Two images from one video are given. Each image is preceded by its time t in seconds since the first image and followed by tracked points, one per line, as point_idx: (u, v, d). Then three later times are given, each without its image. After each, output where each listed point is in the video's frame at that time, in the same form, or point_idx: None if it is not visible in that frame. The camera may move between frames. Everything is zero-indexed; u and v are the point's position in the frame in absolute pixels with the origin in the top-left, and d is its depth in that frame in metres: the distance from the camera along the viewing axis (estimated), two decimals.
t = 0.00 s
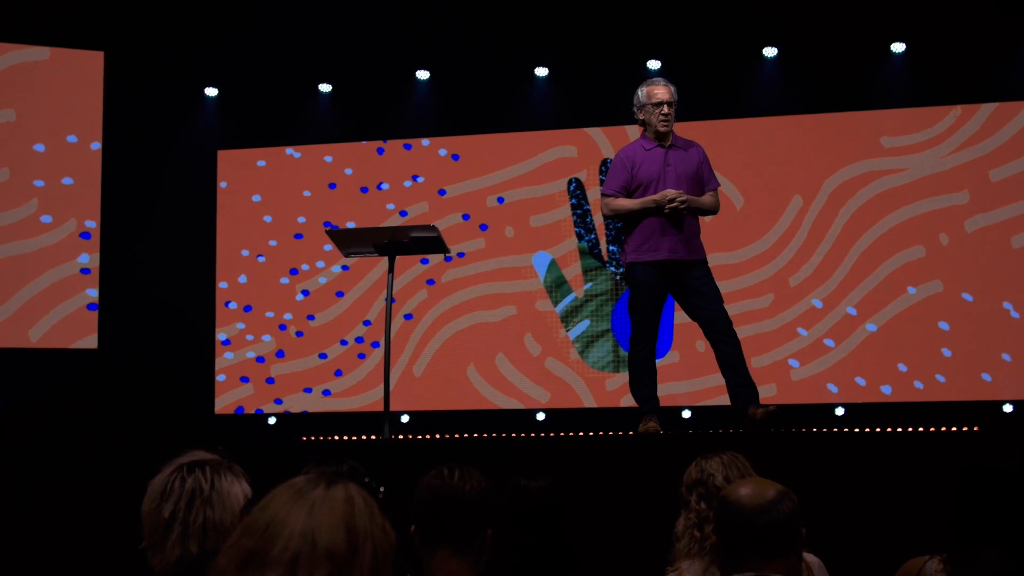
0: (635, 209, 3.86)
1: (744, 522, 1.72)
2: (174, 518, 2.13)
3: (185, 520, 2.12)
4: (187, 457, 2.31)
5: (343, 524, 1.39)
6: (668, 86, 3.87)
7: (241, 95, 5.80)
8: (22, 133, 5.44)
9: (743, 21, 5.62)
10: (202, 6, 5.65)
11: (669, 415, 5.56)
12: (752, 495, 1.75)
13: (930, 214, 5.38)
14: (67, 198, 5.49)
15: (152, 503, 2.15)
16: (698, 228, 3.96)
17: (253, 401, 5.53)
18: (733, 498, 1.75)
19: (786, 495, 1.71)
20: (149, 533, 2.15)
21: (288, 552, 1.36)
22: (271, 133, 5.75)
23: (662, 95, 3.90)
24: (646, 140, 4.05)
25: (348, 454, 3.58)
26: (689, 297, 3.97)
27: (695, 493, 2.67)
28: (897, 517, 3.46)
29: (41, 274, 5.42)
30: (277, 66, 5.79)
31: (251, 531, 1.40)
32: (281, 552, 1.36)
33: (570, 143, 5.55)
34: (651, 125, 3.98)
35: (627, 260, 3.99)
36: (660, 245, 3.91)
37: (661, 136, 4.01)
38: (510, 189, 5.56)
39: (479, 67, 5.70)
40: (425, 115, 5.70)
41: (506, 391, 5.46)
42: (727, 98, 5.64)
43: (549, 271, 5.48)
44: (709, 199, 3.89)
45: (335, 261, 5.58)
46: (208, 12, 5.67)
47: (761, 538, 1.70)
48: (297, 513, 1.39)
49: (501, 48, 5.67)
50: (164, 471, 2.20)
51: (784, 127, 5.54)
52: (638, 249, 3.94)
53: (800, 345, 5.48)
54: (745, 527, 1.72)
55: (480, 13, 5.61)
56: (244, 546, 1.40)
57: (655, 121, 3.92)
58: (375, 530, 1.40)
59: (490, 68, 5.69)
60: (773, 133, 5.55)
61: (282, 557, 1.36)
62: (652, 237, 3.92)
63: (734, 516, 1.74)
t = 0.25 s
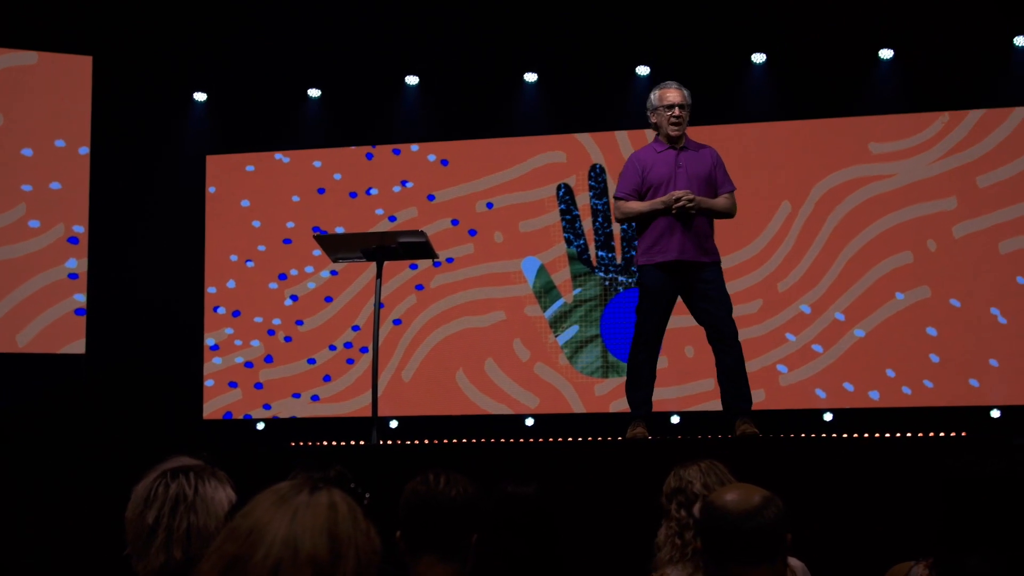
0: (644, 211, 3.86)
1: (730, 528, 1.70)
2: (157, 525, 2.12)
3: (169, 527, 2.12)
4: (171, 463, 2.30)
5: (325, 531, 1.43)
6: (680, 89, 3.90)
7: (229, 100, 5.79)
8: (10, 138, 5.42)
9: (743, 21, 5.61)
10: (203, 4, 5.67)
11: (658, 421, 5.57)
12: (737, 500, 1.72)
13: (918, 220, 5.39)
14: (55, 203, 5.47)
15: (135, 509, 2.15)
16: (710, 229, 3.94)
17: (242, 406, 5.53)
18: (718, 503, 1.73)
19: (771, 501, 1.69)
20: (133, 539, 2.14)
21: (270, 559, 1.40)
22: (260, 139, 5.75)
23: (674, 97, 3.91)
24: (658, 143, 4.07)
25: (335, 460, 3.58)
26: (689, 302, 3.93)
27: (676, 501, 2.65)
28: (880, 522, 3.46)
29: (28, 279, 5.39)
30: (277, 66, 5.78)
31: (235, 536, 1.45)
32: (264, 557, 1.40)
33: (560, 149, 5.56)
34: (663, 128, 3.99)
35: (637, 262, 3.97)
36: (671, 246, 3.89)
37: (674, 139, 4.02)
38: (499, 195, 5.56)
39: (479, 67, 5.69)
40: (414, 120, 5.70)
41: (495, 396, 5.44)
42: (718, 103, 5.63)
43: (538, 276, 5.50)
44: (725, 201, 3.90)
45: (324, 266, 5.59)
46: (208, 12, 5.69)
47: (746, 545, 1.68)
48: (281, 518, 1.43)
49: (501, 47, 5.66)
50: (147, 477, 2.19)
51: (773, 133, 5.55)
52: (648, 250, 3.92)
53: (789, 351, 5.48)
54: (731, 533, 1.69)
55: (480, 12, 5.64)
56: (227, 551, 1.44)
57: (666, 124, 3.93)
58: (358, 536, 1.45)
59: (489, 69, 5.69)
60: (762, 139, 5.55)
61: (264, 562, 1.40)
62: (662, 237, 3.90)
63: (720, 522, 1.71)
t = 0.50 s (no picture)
0: (656, 209, 3.85)
1: (715, 535, 1.69)
2: (143, 532, 2.11)
3: (154, 535, 2.11)
4: (159, 468, 2.28)
5: (308, 537, 1.44)
6: (694, 90, 3.86)
7: (218, 106, 5.80)
8: None
9: (744, 21, 5.60)
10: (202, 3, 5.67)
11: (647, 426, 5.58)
12: (723, 506, 1.72)
13: (906, 226, 5.41)
14: (43, 208, 5.43)
15: (122, 515, 2.13)
16: (725, 230, 3.91)
17: (231, 412, 5.54)
18: (704, 509, 1.72)
19: (757, 506, 1.69)
20: (119, 545, 2.13)
21: (253, 565, 1.40)
22: (249, 144, 5.76)
23: (687, 99, 3.88)
24: (672, 143, 4.06)
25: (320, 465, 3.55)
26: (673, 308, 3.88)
27: (659, 506, 2.63)
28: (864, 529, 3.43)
29: (16, 284, 5.34)
30: (278, 65, 5.77)
31: (218, 542, 1.44)
32: (246, 564, 1.40)
33: (549, 154, 5.57)
34: (676, 129, 3.97)
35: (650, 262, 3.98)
36: (681, 246, 3.88)
37: (688, 139, 4.01)
38: (488, 200, 5.56)
39: (479, 67, 5.70)
40: (403, 125, 5.70)
41: (485, 402, 5.44)
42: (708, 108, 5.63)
43: (527, 282, 5.50)
44: (741, 202, 3.88)
45: (313, 271, 5.59)
46: (208, 12, 5.68)
47: (731, 551, 1.68)
48: (264, 524, 1.43)
49: (502, 47, 5.65)
50: (135, 482, 2.17)
51: (762, 139, 5.56)
52: (660, 250, 3.92)
53: (778, 356, 5.49)
54: (716, 540, 1.69)
55: (480, 12, 5.62)
56: (210, 557, 1.44)
57: (677, 125, 3.92)
58: (341, 543, 1.46)
59: (489, 69, 5.69)
60: (750, 145, 5.56)
61: (247, 569, 1.40)
62: (673, 237, 3.89)
63: (705, 528, 1.71)
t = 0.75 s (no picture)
0: (650, 212, 3.83)
1: (699, 540, 1.69)
2: (135, 539, 2.07)
3: (146, 543, 2.07)
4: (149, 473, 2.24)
5: (289, 542, 1.48)
6: (695, 94, 3.82)
7: (207, 110, 5.79)
8: None
9: (743, 21, 5.58)
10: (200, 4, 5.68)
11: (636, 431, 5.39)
12: (707, 511, 1.71)
13: (895, 231, 5.42)
14: (32, 212, 5.42)
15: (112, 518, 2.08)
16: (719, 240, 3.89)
17: (220, 416, 5.52)
18: (688, 513, 1.72)
19: (742, 511, 1.69)
20: (106, 549, 2.08)
21: (234, 569, 1.44)
22: (238, 148, 5.77)
23: (687, 101, 3.84)
24: (671, 146, 4.01)
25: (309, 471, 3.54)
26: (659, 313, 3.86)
27: (647, 512, 2.61)
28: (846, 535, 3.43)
29: (4, 288, 5.34)
30: (279, 65, 5.76)
31: (199, 548, 1.48)
32: (228, 568, 1.44)
33: (538, 159, 5.58)
34: (673, 131, 3.93)
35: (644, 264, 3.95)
36: (674, 251, 3.87)
37: (686, 142, 3.96)
38: (478, 205, 5.57)
39: (479, 67, 5.69)
40: (393, 130, 5.71)
41: (474, 407, 5.43)
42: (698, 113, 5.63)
43: (516, 286, 5.50)
44: (739, 209, 3.83)
45: (302, 276, 5.60)
46: (208, 12, 5.69)
47: (715, 556, 1.67)
48: (245, 530, 1.47)
49: (502, 47, 5.63)
50: (126, 486, 2.13)
51: (752, 144, 5.56)
52: (654, 254, 3.90)
53: (767, 361, 5.49)
54: (700, 545, 1.68)
55: (480, 12, 5.62)
56: (192, 561, 1.48)
57: (675, 127, 3.88)
58: (322, 548, 1.50)
59: (490, 69, 5.67)
60: (740, 150, 5.57)
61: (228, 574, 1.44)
62: (667, 242, 3.88)
63: (689, 533, 1.70)
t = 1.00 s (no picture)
0: (632, 217, 3.81)
1: (686, 542, 1.68)
2: (125, 545, 2.04)
3: (135, 550, 2.04)
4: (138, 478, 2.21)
5: (269, 546, 1.47)
6: (679, 97, 3.84)
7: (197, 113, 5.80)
8: None
9: (744, 21, 5.60)
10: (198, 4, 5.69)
11: (627, 434, 5.37)
12: (694, 515, 1.71)
13: (884, 235, 5.43)
14: (20, 215, 5.40)
15: (99, 523, 2.05)
16: (704, 241, 3.86)
17: (209, 419, 5.53)
18: (675, 517, 1.71)
19: (728, 514, 1.69)
20: (95, 555, 2.06)
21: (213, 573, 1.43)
22: (228, 151, 5.77)
23: (671, 105, 3.85)
24: (655, 151, 4.01)
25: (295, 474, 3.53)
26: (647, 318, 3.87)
27: (636, 514, 2.62)
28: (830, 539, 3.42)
29: None
30: (279, 65, 5.75)
31: (181, 552, 1.47)
32: (207, 572, 1.43)
33: (528, 163, 5.58)
34: (657, 135, 3.94)
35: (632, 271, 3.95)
36: (661, 257, 3.85)
37: (670, 146, 3.97)
38: (468, 209, 5.57)
39: (479, 67, 5.68)
40: (383, 133, 5.71)
41: (463, 411, 5.44)
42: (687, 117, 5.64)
43: (506, 290, 5.50)
44: (722, 213, 3.82)
45: (292, 279, 5.59)
46: (209, 12, 5.70)
47: (702, 559, 1.67)
48: (225, 534, 1.46)
49: (502, 47, 5.63)
50: (115, 490, 2.10)
51: (742, 148, 5.57)
52: (641, 261, 3.90)
53: (756, 364, 5.49)
54: (687, 547, 1.68)
55: (480, 12, 5.62)
56: (171, 566, 1.46)
57: (660, 130, 3.89)
58: (303, 552, 1.49)
59: (490, 69, 5.67)
60: (729, 154, 5.58)
61: None
62: (653, 247, 3.86)
63: (676, 535, 1.70)
